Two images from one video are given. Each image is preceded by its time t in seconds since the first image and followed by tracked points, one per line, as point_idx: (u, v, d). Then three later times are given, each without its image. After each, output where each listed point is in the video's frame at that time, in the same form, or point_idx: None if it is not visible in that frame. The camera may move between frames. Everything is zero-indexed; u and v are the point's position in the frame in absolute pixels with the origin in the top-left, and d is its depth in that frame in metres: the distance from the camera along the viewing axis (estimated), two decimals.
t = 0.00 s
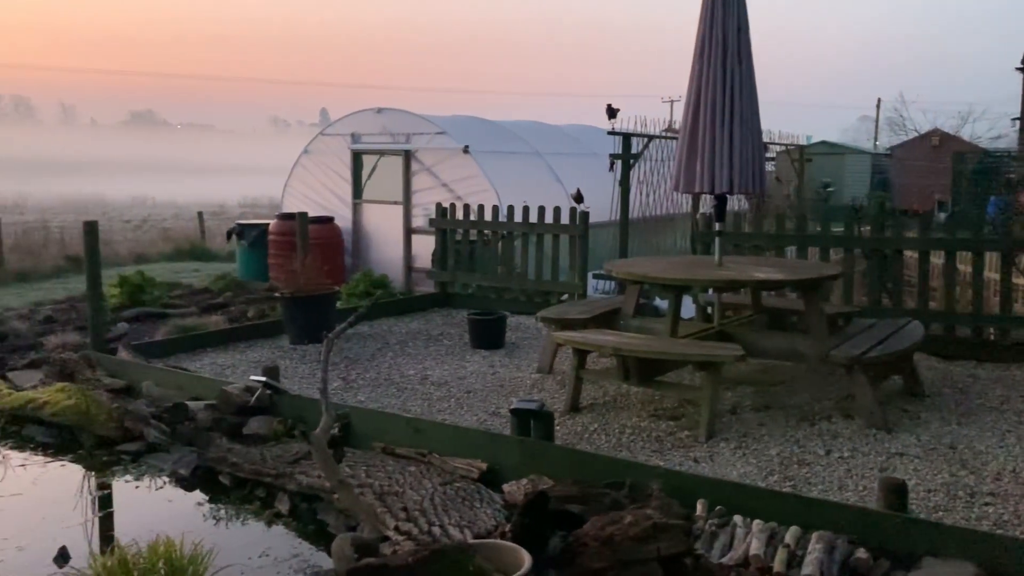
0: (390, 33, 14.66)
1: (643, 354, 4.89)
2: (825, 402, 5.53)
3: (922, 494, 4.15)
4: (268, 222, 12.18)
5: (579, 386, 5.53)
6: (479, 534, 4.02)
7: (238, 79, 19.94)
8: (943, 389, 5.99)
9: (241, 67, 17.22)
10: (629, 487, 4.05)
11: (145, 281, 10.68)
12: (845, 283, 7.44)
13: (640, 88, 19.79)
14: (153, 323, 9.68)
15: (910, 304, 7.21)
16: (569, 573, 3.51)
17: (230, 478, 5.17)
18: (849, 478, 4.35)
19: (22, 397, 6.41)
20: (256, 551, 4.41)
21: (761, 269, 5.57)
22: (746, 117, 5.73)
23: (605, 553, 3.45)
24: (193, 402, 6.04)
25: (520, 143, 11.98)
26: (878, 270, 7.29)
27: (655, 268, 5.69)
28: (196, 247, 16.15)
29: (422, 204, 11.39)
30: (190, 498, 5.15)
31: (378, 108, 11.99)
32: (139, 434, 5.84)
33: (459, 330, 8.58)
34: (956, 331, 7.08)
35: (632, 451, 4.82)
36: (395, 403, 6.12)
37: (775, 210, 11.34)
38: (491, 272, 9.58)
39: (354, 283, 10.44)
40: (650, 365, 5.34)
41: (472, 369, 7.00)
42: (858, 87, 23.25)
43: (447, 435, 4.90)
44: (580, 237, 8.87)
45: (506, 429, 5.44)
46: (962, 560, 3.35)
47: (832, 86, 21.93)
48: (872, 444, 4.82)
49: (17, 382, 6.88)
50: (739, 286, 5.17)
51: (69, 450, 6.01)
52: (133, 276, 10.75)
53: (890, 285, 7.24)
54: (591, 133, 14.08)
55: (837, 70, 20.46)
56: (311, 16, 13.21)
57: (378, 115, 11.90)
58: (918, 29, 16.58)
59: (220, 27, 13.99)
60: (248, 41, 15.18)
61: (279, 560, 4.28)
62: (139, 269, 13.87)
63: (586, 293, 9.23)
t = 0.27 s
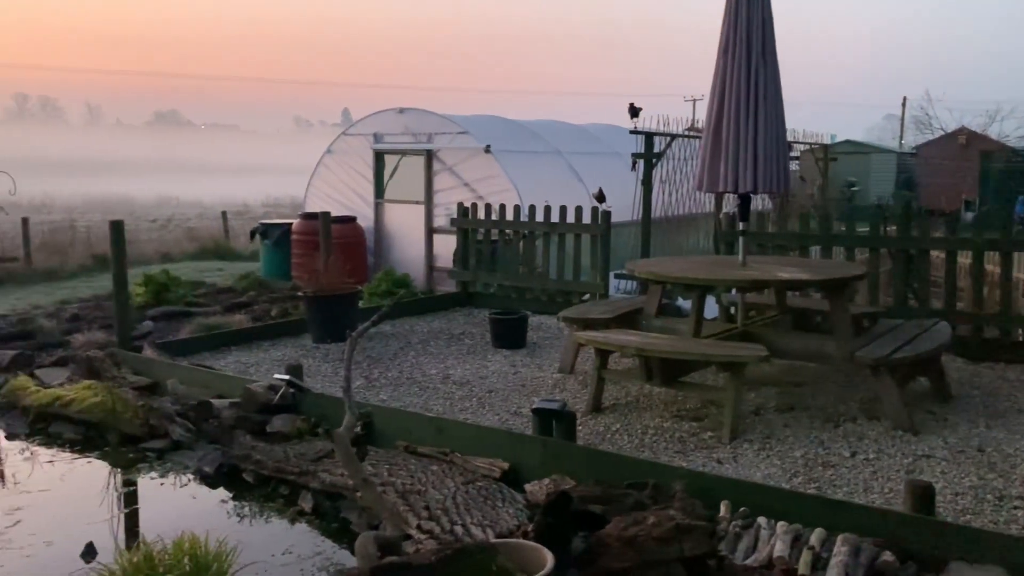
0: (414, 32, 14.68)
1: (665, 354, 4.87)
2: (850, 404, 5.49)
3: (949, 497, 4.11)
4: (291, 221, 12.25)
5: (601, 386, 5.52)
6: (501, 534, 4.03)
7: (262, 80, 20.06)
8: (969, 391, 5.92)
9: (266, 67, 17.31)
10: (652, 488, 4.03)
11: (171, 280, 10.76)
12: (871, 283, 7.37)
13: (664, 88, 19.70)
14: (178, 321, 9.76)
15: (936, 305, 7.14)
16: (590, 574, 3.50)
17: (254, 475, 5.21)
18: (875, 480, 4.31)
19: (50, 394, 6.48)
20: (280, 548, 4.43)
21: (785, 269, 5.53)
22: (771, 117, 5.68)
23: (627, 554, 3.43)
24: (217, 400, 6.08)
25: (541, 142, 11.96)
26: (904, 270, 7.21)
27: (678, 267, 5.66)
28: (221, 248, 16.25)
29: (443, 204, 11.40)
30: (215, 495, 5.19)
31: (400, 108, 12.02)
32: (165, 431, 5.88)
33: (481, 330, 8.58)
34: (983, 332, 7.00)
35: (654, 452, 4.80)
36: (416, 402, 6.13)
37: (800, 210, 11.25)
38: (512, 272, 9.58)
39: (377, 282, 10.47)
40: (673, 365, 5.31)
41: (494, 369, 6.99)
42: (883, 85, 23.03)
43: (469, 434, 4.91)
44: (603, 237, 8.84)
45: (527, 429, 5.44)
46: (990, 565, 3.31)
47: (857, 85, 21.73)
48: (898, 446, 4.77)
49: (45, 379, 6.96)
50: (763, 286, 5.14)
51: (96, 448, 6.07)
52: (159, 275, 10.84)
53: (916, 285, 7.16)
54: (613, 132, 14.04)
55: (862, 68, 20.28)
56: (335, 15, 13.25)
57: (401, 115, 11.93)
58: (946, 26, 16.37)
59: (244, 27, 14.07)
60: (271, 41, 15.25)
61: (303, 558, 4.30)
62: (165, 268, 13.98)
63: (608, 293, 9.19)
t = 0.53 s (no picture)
0: (436, 32, 14.71)
1: (688, 355, 4.85)
2: (875, 405, 5.44)
3: (977, 500, 4.06)
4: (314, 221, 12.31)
5: (624, 386, 5.50)
6: (523, 534, 4.03)
7: (285, 81, 20.18)
8: (997, 393, 5.86)
9: (289, 68, 17.41)
10: (675, 489, 4.02)
11: (195, 279, 10.86)
12: (896, 283, 7.30)
13: (686, 87, 19.63)
14: (203, 320, 9.84)
15: (963, 306, 7.06)
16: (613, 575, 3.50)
17: (277, 473, 5.24)
18: (901, 482, 4.27)
19: (77, 392, 6.56)
20: (303, 546, 4.46)
21: (809, 270, 5.50)
22: (795, 116, 5.64)
23: (650, 554, 3.43)
24: (241, 398, 6.13)
25: (563, 142, 11.95)
26: (931, 270, 7.14)
27: (701, 267, 5.64)
28: (246, 247, 16.39)
29: (465, 204, 11.42)
30: (239, 493, 5.23)
31: (422, 108, 12.05)
32: (190, 429, 5.94)
33: (503, 330, 8.59)
34: (1011, 333, 6.91)
35: (677, 452, 4.79)
36: (439, 401, 6.14)
37: (824, 209, 11.16)
38: (534, 272, 9.57)
39: (399, 281, 10.51)
40: (696, 366, 5.29)
41: (516, 369, 7.00)
42: (909, 84, 22.81)
43: (491, 433, 4.91)
44: (625, 237, 8.80)
45: (549, 429, 5.43)
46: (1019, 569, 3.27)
47: (883, 84, 21.54)
48: (924, 448, 4.73)
49: (72, 377, 7.05)
50: (787, 287, 5.11)
51: (122, 445, 6.13)
52: (184, 274, 10.94)
53: (942, 286, 7.09)
54: (635, 132, 14.00)
55: (888, 67, 20.08)
56: (357, 15, 13.30)
57: (422, 115, 11.95)
58: (974, 23, 16.18)
59: (268, 28, 14.14)
60: (295, 42, 15.33)
61: (326, 555, 4.32)
62: (190, 267, 14.11)
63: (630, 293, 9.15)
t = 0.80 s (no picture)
0: (458, 33, 14.74)
1: (710, 357, 4.83)
2: (900, 409, 5.39)
3: (1004, 506, 4.02)
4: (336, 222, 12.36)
5: (646, 388, 5.49)
6: (545, 535, 4.03)
7: (308, 83, 20.31)
8: None
9: (312, 71, 17.52)
10: (697, 492, 4.01)
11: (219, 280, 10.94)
12: (922, 286, 7.23)
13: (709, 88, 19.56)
14: (226, 320, 9.92)
15: (990, 308, 6.98)
16: None
17: (300, 473, 5.27)
18: (927, 486, 4.23)
19: (104, 391, 6.64)
20: (326, 545, 4.48)
21: (833, 271, 5.46)
22: (820, 118, 5.61)
23: (672, 557, 3.42)
24: (264, 398, 6.17)
25: (584, 143, 11.94)
26: (957, 273, 7.07)
27: (724, 269, 5.62)
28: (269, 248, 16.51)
29: (486, 205, 11.43)
30: (262, 492, 5.27)
31: (444, 110, 12.08)
32: (214, 429, 5.98)
33: (524, 331, 8.59)
34: None
35: (699, 455, 4.77)
36: (460, 402, 6.16)
37: (848, 210, 11.08)
38: (555, 273, 9.57)
39: (420, 282, 10.54)
40: (718, 368, 5.27)
41: (537, 370, 6.99)
42: (935, 84, 22.60)
43: (513, 435, 4.92)
44: (647, 238, 8.77)
45: (571, 431, 5.43)
46: None
47: (909, 84, 21.35)
48: (950, 453, 4.68)
49: (98, 376, 7.12)
50: (810, 289, 5.07)
51: (147, 444, 6.19)
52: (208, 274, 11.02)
53: (969, 288, 7.01)
54: (658, 133, 13.95)
55: (913, 68, 19.91)
56: (380, 17, 13.36)
57: (444, 117, 11.99)
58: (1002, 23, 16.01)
59: (291, 30, 14.22)
60: (319, 44, 15.41)
61: (349, 555, 4.34)
62: (214, 267, 14.21)
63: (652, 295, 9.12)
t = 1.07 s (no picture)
0: (482, 35, 14.76)
1: (733, 360, 4.81)
2: (926, 413, 5.34)
3: None
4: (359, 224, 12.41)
5: (668, 391, 5.47)
6: (567, 537, 4.03)
7: (331, 85, 20.42)
8: None
9: (335, 73, 17.62)
10: (720, 495, 3.99)
11: (244, 281, 11.01)
12: (948, 289, 7.16)
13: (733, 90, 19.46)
14: (250, 321, 9.98)
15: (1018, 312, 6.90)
16: None
17: (323, 472, 5.30)
18: (953, 492, 4.19)
19: (130, 391, 6.71)
20: (349, 545, 4.50)
21: (859, 274, 5.41)
22: (845, 119, 5.57)
23: (695, 561, 3.40)
24: (288, 398, 6.20)
25: (606, 145, 11.92)
26: (984, 276, 6.99)
27: (748, 272, 5.59)
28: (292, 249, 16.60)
29: (508, 207, 11.43)
30: (285, 492, 5.30)
31: (466, 112, 12.10)
32: (239, 428, 6.03)
33: (546, 333, 8.59)
34: None
35: (722, 458, 4.75)
36: (482, 404, 6.16)
37: (874, 213, 10.98)
38: (577, 275, 9.55)
39: (442, 283, 10.56)
40: (742, 371, 5.24)
41: (559, 372, 6.98)
42: (964, 85, 22.35)
43: (535, 437, 4.91)
44: (670, 240, 8.72)
45: (592, 433, 5.42)
46: None
47: (937, 86, 21.14)
48: (977, 458, 4.63)
49: (125, 375, 7.19)
50: (835, 292, 5.04)
51: (172, 443, 6.24)
52: (232, 275, 11.10)
53: (996, 292, 6.94)
54: (681, 134, 13.90)
55: (941, 69, 19.70)
56: (404, 19, 13.40)
57: (466, 119, 12.00)
58: None
59: (316, 32, 14.29)
60: (342, 46, 15.49)
61: (371, 555, 4.35)
62: (238, 268, 14.31)
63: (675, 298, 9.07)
